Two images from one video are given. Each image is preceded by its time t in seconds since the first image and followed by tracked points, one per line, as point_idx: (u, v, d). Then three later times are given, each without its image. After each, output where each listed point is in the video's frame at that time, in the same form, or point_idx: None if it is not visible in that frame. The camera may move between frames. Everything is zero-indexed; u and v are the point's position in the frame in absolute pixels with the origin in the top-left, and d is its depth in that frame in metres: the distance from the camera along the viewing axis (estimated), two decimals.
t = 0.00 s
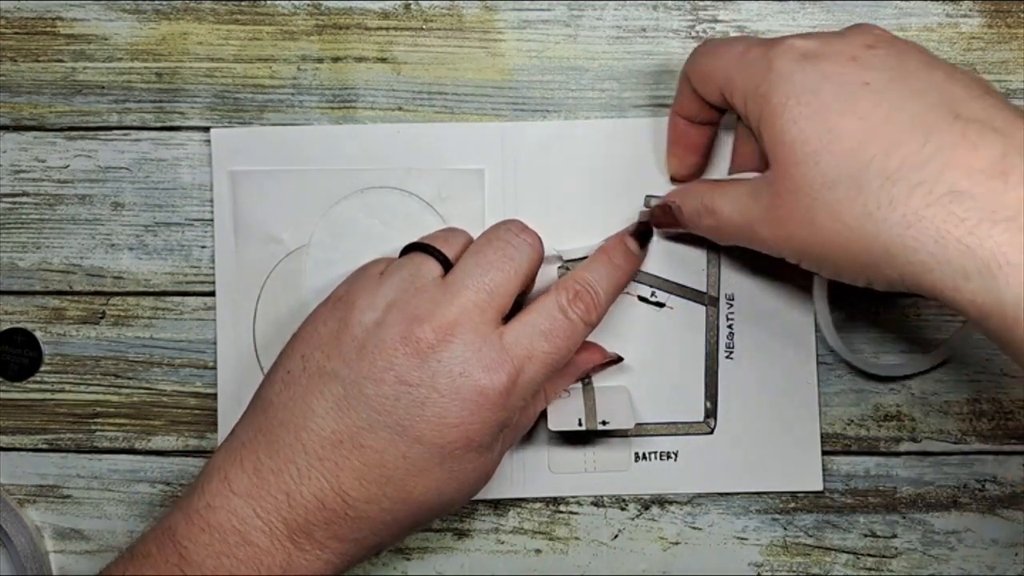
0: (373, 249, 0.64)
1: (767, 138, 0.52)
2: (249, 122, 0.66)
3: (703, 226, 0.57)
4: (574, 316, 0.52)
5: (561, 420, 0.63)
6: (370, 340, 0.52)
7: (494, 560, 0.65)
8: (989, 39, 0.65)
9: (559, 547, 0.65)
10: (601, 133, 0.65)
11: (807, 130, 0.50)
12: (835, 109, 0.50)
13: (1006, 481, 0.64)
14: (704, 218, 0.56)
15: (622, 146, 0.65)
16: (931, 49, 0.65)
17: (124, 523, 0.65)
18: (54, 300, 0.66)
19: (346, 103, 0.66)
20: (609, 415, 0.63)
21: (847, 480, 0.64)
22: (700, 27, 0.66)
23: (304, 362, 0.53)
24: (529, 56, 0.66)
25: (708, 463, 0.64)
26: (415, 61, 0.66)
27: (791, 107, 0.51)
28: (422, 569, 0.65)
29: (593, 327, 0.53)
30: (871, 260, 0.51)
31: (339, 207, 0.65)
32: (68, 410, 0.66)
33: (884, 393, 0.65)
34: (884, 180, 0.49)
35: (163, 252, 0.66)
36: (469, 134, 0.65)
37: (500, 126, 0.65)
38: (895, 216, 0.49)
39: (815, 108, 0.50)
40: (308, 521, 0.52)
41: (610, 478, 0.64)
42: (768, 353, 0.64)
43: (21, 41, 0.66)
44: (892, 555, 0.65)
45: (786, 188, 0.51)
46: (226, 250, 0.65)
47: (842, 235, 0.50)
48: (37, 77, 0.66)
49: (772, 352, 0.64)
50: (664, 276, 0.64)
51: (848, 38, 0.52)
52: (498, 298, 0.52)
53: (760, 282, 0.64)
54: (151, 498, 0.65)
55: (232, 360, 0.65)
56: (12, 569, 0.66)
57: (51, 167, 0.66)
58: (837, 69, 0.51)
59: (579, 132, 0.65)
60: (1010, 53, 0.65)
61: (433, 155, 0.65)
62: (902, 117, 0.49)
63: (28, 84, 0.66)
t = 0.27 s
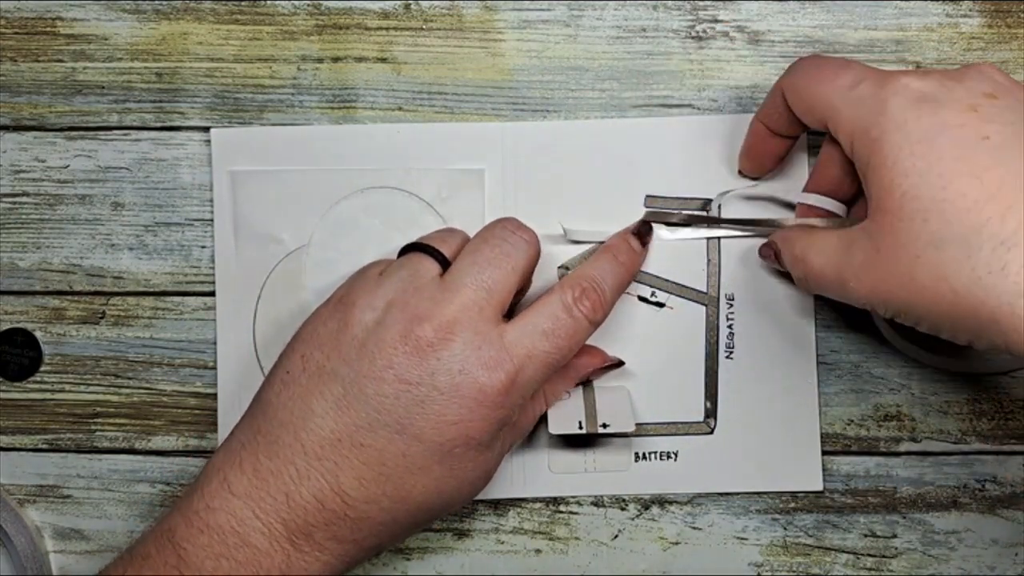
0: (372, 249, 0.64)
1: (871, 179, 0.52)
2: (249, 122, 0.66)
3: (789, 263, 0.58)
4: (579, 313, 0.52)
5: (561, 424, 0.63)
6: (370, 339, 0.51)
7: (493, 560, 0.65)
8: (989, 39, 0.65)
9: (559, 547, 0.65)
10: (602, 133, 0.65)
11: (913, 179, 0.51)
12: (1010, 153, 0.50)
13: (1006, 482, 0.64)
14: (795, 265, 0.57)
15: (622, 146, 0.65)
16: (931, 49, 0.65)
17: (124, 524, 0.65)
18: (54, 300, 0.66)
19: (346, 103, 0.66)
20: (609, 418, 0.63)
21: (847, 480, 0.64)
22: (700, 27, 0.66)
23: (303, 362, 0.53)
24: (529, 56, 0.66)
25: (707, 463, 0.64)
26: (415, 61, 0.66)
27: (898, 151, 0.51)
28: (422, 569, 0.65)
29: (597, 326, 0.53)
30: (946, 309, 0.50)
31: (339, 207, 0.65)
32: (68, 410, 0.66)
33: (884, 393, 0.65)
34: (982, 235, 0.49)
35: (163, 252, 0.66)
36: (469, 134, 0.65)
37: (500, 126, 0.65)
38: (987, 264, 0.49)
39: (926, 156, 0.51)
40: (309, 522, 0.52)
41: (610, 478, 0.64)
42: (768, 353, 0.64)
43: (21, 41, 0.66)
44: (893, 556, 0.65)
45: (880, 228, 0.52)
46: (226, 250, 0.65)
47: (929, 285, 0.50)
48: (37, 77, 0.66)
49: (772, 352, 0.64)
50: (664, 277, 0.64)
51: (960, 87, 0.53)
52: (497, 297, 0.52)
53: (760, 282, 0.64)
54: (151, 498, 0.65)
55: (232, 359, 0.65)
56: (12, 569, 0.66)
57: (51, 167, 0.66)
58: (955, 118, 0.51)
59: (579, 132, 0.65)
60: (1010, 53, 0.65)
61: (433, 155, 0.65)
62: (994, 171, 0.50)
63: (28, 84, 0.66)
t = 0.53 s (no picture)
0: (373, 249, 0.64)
1: (855, 209, 0.51)
2: (249, 122, 0.66)
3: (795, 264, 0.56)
4: (538, 229, 0.48)
5: (561, 418, 0.63)
6: (350, 298, 0.50)
7: (493, 560, 0.65)
8: (989, 39, 0.65)
9: (559, 547, 0.64)
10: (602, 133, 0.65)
11: (899, 209, 0.49)
12: (991, 181, 0.49)
13: (1006, 482, 0.64)
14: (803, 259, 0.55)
15: (622, 146, 0.65)
16: (931, 49, 0.65)
17: (124, 524, 0.65)
18: (54, 300, 0.66)
19: (346, 103, 0.66)
20: (609, 412, 0.63)
21: (847, 480, 0.64)
22: (700, 27, 0.66)
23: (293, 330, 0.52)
24: (529, 56, 0.66)
25: (708, 463, 0.64)
26: (415, 61, 0.66)
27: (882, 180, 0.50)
28: (422, 569, 0.65)
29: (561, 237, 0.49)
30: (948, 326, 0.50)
31: (339, 207, 0.65)
32: (68, 410, 0.66)
33: (884, 393, 0.65)
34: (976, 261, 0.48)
35: (163, 252, 0.66)
36: (469, 135, 0.65)
37: (500, 127, 0.65)
38: (987, 289, 0.48)
39: (913, 187, 0.49)
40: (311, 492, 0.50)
41: (610, 478, 0.64)
42: (768, 353, 0.64)
43: (21, 41, 0.66)
44: (893, 556, 0.65)
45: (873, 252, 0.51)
46: (226, 250, 0.65)
47: (930, 309, 0.50)
48: (37, 77, 0.66)
49: (772, 352, 0.64)
50: (664, 277, 0.65)
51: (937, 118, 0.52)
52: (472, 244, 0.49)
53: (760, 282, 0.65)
54: (151, 498, 0.65)
55: (232, 359, 0.65)
56: (12, 569, 0.66)
57: (51, 167, 0.66)
58: (935, 148, 0.50)
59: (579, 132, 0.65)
60: (1010, 53, 0.65)
61: (433, 155, 0.65)
62: (982, 198, 0.49)
63: (28, 84, 0.66)
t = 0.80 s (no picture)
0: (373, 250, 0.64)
1: (851, 224, 0.52)
2: (249, 122, 0.66)
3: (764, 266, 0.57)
4: (578, 278, 0.52)
5: (562, 416, 0.63)
6: (376, 294, 0.52)
7: (493, 560, 0.65)
8: (989, 39, 0.65)
9: (559, 547, 0.64)
10: (603, 133, 0.65)
11: (898, 225, 0.51)
12: (977, 210, 0.51)
13: (1006, 482, 0.64)
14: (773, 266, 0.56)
15: (622, 146, 0.65)
16: (931, 50, 0.65)
17: (124, 524, 0.65)
18: (54, 300, 0.66)
19: (346, 103, 0.66)
20: (609, 411, 0.63)
21: (847, 480, 0.64)
22: (700, 27, 0.66)
23: (315, 323, 0.54)
24: (529, 56, 0.66)
25: (708, 463, 0.64)
26: (415, 61, 0.66)
27: (881, 208, 0.51)
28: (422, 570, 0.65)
29: (596, 291, 0.54)
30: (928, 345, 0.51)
31: (339, 207, 0.65)
32: (67, 410, 0.66)
33: (884, 394, 0.65)
34: (962, 284, 0.50)
35: (163, 252, 0.66)
36: (469, 135, 0.65)
37: (501, 127, 0.65)
38: (978, 304, 0.50)
39: (911, 206, 0.51)
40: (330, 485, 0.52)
41: (610, 479, 0.64)
42: (768, 353, 0.64)
43: (21, 41, 0.66)
44: (893, 556, 0.65)
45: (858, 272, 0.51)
46: (226, 250, 0.65)
47: (918, 321, 0.51)
48: (37, 77, 0.66)
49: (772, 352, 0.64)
50: (664, 277, 0.64)
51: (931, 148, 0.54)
52: (502, 254, 0.51)
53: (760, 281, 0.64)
54: (151, 498, 0.65)
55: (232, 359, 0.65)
56: (12, 569, 0.65)
57: (51, 167, 0.66)
58: (931, 173, 0.52)
59: (579, 132, 0.65)
60: (1010, 53, 0.65)
61: (433, 156, 0.65)
62: (974, 222, 0.51)
63: (28, 84, 0.66)
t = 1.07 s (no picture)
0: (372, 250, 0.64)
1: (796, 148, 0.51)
2: (249, 122, 0.66)
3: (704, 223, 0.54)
4: (577, 274, 0.52)
5: (562, 416, 0.64)
6: (377, 302, 0.52)
7: (493, 560, 0.65)
8: (989, 39, 0.65)
9: (559, 547, 0.64)
10: (603, 134, 0.65)
11: (844, 144, 0.49)
12: (935, 109, 0.50)
13: (1006, 481, 0.64)
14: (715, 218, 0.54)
15: (622, 146, 0.65)
16: (931, 50, 0.65)
17: (123, 524, 0.65)
18: (54, 300, 0.66)
19: (346, 103, 0.66)
20: (609, 412, 0.64)
21: (847, 480, 0.64)
22: (699, 27, 0.66)
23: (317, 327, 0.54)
24: (529, 56, 0.66)
25: (708, 463, 0.64)
26: (415, 61, 0.66)
27: (832, 117, 0.50)
28: (422, 570, 0.65)
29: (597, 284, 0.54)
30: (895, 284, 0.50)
31: (339, 207, 0.65)
32: (67, 410, 0.66)
33: (884, 394, 0.65)
34: (925, 207, 0.48)
35: (163, 252, 0.66)
36: (469, 135, 0.65)
37: (500, 127, 0.65)
38: (929, 223, 0.48)
39: (860, 121, 0.49)
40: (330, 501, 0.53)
41: (610, 479, 0.64)
42: (769, 353, 0.64)
43: (21, 41, 0.66)
44: (893, 555, 0.65)
45: (810, 190, 0.50)
46: (226, 250, 0.65)
47: (868, 247, 0.50)
48: (37, 77, 0.66)
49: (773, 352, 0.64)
50: (665, 277, 0.64)
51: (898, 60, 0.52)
52: (501, 262, 0.51)
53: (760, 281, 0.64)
54: (151, 498, 0.65)
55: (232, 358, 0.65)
56: (12, 569, 0.66)
57: (51, 167, 0.66)
58: (884, 85, 0.50)
59: (579, 132, 0.65)
60: (1010, 53, 0.65)
61: (433, 156, 0.65)
62: (931, 134, 0.49)
63: (28, 84, 0.66)
